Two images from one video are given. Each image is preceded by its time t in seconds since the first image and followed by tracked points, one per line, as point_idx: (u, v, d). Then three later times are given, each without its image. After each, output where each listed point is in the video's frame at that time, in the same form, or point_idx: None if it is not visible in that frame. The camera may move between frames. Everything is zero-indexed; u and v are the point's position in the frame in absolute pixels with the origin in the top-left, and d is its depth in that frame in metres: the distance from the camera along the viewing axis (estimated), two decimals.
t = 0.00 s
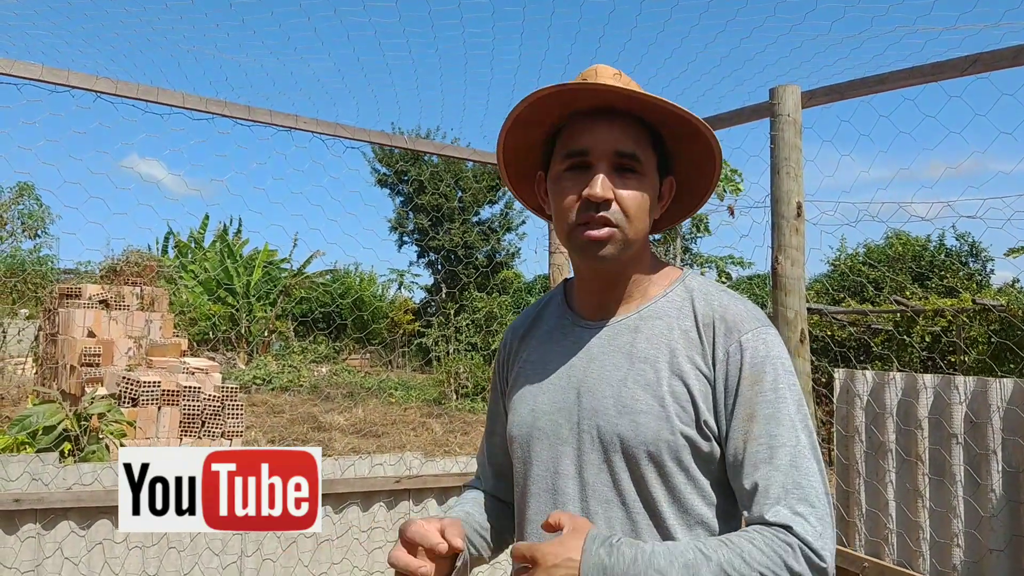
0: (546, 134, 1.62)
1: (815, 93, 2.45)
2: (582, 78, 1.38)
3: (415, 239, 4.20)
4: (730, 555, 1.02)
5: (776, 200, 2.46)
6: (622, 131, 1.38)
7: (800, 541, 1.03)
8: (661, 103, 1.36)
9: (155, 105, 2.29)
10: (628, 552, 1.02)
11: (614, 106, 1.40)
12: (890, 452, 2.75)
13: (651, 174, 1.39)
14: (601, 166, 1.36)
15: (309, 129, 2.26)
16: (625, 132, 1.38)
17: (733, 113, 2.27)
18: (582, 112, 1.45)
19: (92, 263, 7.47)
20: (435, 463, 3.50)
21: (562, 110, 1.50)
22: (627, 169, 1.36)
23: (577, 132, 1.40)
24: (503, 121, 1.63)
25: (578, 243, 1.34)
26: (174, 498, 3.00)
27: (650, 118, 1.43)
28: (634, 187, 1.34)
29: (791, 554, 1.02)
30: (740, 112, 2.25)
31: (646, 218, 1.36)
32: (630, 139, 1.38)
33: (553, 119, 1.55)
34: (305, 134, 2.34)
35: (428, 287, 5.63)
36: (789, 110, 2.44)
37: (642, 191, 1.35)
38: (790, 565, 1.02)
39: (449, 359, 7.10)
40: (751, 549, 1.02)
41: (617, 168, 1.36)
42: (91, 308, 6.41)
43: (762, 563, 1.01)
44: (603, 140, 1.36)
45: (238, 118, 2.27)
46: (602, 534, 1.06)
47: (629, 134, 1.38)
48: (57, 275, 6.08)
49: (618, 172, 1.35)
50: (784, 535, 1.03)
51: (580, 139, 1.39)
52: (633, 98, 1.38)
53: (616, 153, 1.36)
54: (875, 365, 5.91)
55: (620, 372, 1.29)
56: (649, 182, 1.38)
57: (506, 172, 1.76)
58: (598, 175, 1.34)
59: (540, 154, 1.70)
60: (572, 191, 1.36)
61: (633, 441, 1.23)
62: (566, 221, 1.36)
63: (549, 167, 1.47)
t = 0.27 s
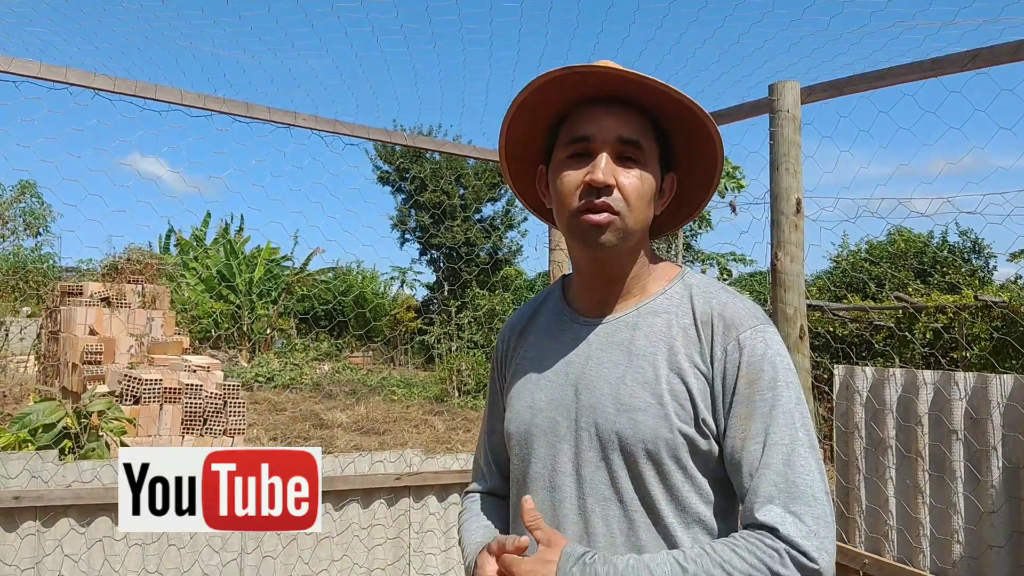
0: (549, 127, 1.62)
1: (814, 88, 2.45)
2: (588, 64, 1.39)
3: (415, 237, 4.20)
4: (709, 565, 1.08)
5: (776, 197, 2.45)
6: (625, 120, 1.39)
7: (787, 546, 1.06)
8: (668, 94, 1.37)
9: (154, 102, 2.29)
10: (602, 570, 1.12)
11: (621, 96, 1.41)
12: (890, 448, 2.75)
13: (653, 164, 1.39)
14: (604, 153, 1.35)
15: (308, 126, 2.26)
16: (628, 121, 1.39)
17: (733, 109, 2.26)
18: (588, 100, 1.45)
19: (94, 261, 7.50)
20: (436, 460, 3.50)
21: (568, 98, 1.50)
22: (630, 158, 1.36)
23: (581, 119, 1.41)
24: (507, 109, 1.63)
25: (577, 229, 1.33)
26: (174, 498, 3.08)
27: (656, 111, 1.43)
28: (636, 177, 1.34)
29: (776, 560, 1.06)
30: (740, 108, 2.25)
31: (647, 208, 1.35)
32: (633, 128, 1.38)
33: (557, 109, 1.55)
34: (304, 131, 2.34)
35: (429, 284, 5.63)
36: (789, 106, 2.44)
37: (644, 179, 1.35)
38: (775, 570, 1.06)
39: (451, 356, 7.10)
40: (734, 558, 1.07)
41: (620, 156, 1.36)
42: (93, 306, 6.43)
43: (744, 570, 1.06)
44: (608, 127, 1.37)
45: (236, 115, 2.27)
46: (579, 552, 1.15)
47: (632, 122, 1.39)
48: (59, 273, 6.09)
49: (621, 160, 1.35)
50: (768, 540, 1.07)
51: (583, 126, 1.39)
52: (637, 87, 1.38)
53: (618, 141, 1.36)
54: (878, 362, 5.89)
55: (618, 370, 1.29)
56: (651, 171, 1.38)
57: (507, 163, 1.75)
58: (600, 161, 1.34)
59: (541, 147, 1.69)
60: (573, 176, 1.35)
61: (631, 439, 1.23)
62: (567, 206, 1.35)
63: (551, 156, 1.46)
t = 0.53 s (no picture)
0: (550, 123, 1.61)
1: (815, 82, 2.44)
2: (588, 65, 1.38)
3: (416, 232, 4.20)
4: (722, 565, 1.10)
5: (776, 190, 2.45)
6: (626, 119, 1.38)
7: (798, 540, 1.07)
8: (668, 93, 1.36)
9: (153, 96, 2.29)
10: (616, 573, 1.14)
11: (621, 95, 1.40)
12: (891, 442, 2.74)
13: (654, 164, 1.38)
14: (604, 153, 1.35)
15: (307, 120, 2.26)
16: (628, 121, 1.38)
17: (733, 102, 2.26)
18: (588, 99, 1.44)
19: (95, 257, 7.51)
20: (436, 454, 3.51)
21: (568, 97, 1.49)
22: (630, 158, 1.36)
23: (581, 119, 1.40)
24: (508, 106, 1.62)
25: (578, 230, 1.33)
26: (174, 498, 3.07)
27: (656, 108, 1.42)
28: (636, 176, 1.34)
29: (789, 554, 1.07)
30: (740, 101, 2.24)
31: (647, 207, 1.35)
32: (634, 128, 1.37)
33: (557, 106, 1.55)
34: (303, 125, 2.34)
35: (430, 279, 5.63)
36: (789, 99, 2.43)
37: (644, 180, 1.35)
38: (788, 565, 1.07)
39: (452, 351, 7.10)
40: (746, 555, 1.09)
41: (620, 157, 1.35)
42: (95, 301, 6.44)
43: (757, 567, 1.08)
44: (607, 128, 1.36)
45: (236, 109, 2.26)
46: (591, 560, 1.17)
47: (633, 122, 1.38)
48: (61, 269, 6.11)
49: (621, 160, 1.35)
50: (780, 535, 1.08)
51: (583, 126, 1.38)
52: (638, 87, 1.37)
53: (619, 141, 1.35)
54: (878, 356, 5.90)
55: (619, 364, 1.29)
56: (651, 171, 1.37)
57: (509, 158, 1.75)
58: (600, 162, 1.34)
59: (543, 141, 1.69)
60: (573, 177, 1.35)
61: (631, 433, 1.23)
62: (567, 207, 1.36)
63: (552, 154, 1.46)
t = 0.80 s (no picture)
0: (556, 121, 1.61)
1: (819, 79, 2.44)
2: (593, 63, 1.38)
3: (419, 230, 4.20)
4: (719, 566, 1.09)
5: (780, 188, 2.45)
6: (632, 118, 1.37)
7: (796, 542, 1.07)
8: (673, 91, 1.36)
9: (156, 95, 2.29)
10: None
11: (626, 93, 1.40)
12: (895, 440, 2.75)
13: (660, 162, 1.38)
14: (609, 152, 1.35)
15: (310, 118, 2.26)
16: (634, 119, 1.37)
17: (737, 100, 2.25)
18: (593, 97, 1.44)
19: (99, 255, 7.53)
20: (440, 452, 3.52)
21: (573, 95, 1.49)
22: (636, 156, 1.35)
23: (586, 117, 1.40)
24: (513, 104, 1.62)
25: (582, 229, 1.33)
26: (174, 498, 3.11)
27: (662, 106, 1.42)
28: (642, 175, 1.34)
29: (786, 556, 1.07)
30: (744, 99, 2.24)
31: (652, 206, 1.35)
32: (640, 127, 1.37)
33: (562, 104, 1.54)
34: (306, 123, 2.34)
35: (433, 278, 5.63)
36: (793, 97, 2.43)
37: (649, 179, 1.35)
38: (785, 567, 1.07)
39: (455, 349, 7.11)
40: (743, 557, 1.08)
41: (625, 155, 1.35)
42: (98, 300, 6.45)
43: (754, 569, 1.07)
44: (613, 126, 1.36)
45: (239, 108, 2.26)
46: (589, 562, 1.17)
47: (639, 121, 1.38)
48: (65, 267, 6.12)
49: (626, 158, 1.34)
50: (778, 537, 1.08)
51: (589, 125, 1.38)
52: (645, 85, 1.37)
53: (625, 140, 1.35)
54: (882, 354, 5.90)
55: (624, 362, 1.29)
56: (657, 170, 1.37)
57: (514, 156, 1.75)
58: (605, 161, 1.33)
59: (548, 139, 1.69)
60: (578, 176, 1.35)
61: (636, 432, 1.23)
62: (572, 206, 1.36)
63: (557, 153, 1.46)
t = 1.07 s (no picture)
0: (558, 114, 1.60)
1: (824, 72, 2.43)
2: (596, 55, 1.37)
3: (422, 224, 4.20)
4: (744, 567, 1.09)
5: (784, 181, 2.44)
6: (636, 111, 1.37)
7: (817, 536, 1.07)
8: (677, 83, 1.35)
9: (159, 88, 2.28)
10: None
11: (629, 85, 1.39)
12: (899, 433, 2.73)
13: (663, 155, 1.38)
14: (613, 145, 1.34)
15: (313, 112, 2.25)
16: (638, 112, 1.37)
17: (742, 92, 2.25)
18: (597, 90, 1.44)
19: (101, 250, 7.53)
20: (443, 446, 3.52)
21: (575, 88, 1.48)
22: (639, 149, 1.35)
23: (589, 110, 1.39)
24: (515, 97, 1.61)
25: (586, 223, 1.33)
26: (174, 498, 3.08)
27: (666, 98, 1.41)
28: (646, 168, 1.33)
29: (809, 550, 1.07)
30: (749, 92, 2.24)
31: (656, 199, 1.35)
32: (644, 120, 1.36)
33: (564, 97, 1.54)
34: (309, 117, 2.33)
35: (436, 272, 5.63)
36: (797, 90, 2.42)
37: (653, 172, 1.34)
38: (808, 561, 1.07)
39: (457, 343, 7.11)
40: (767, 556, 1.08)
41: (629, 149, 1.34)
42: (101, 294, 6.46)
43: (779, 566, 1.07)
44: (616, 119, 1.35)
45: (242, 102, 2.26)
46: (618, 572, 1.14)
47: (643, 114, 1.37)
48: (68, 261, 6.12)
49: (630, 152, 1.34)
50: (799, 532, 1.08)
51: (592, 118, 1.38)
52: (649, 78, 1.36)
53: (629, 133, 1.35)
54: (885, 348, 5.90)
55: (627, 356, 1.29)
56: (661, 163, 1.37)
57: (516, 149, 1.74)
58: (609, 154, 1.33)
59: (550, 132, 1.68)
60: (581, 169, 1.35)
61: (638, 426, 1.23)
62: (575, 200, 1.35)
63: (560, 146, 1.46)
